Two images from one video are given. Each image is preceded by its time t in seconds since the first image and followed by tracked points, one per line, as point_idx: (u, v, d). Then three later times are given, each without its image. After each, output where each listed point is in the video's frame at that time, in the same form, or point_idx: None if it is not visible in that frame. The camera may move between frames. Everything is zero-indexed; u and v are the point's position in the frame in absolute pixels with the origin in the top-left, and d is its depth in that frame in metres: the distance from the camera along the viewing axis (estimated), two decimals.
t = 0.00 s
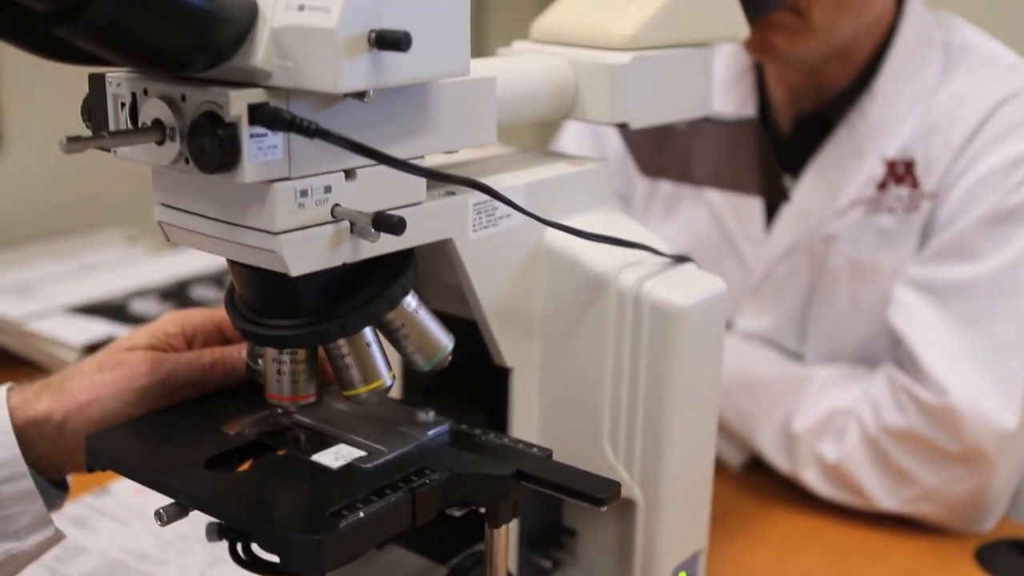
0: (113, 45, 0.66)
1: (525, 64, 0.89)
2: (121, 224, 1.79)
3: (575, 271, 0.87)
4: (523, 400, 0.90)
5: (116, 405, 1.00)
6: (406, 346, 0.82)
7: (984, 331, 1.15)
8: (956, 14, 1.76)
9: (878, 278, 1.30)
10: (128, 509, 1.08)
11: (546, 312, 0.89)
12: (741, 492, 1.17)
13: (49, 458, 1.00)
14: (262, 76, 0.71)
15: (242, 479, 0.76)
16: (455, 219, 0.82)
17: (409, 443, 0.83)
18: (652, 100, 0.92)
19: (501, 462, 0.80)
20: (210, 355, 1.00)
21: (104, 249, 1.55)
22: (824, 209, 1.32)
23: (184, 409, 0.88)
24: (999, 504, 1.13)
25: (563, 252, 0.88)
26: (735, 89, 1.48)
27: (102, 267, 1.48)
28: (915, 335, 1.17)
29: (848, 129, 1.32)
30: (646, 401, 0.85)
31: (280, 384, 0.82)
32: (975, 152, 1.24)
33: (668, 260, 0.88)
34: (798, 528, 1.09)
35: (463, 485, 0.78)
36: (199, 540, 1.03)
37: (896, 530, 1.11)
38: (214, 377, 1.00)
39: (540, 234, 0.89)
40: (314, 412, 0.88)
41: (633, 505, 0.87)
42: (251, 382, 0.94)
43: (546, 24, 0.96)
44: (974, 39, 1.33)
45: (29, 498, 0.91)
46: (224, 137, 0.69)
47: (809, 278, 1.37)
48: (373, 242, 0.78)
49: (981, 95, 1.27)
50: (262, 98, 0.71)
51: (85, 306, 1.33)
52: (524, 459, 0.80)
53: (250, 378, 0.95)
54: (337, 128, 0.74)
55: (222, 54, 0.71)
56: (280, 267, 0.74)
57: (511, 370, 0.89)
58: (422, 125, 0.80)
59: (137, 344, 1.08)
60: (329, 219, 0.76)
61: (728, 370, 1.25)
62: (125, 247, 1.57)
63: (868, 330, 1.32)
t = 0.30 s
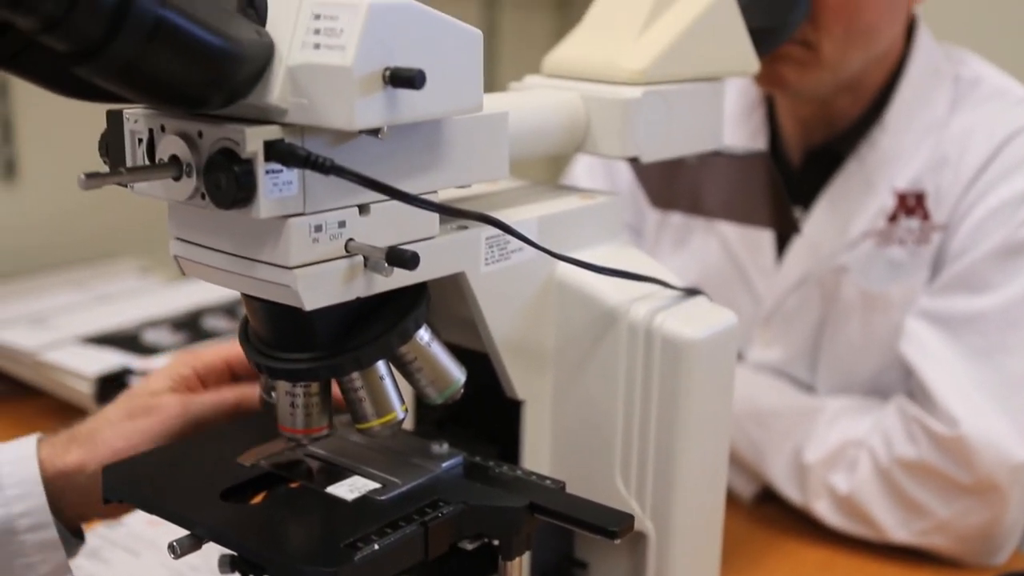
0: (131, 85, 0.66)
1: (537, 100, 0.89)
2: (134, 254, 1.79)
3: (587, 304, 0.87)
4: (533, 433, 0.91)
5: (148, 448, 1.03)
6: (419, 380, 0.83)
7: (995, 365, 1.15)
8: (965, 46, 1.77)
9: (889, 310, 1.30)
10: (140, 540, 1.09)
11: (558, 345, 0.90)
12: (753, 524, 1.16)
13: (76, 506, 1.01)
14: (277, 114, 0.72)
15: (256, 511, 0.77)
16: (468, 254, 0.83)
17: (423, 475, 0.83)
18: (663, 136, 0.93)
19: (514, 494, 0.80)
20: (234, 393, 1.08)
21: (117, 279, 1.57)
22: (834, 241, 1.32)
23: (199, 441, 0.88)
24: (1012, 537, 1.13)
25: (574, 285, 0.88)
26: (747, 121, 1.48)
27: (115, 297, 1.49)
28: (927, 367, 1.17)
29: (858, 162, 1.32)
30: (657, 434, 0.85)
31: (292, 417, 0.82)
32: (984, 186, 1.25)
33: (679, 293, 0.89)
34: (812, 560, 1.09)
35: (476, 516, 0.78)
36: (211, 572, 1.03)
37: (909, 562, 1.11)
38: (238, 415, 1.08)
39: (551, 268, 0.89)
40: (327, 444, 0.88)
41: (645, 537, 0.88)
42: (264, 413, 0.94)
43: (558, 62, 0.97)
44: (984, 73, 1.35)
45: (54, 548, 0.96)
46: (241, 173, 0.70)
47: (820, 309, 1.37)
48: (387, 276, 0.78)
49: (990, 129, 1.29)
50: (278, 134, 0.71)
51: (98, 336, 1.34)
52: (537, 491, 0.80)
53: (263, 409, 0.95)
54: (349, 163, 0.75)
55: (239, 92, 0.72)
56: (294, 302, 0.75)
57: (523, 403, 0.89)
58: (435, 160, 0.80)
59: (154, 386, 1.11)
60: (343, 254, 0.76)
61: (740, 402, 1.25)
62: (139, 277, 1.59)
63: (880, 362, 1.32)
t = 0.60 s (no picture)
0: (147, 117, 0.67)
1: (548, 128, 0.90)
2: (146, 276, 1.79)
3: (597, 330, 0.87)
4: (547, 457, 0.92)
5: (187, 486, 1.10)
6: (430, 406, 0.84)
7: (1006, 391, 1.16)
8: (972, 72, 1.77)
9: (900, 336, 1.31)
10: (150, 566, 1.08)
11: (569, 371, 0.90)
12: (763, 551, 1.13)
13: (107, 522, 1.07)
14: (291, 143, 0.73)
15: (270, 538, 0.77)
16: (479, 281, 0.83)
17: (436, 500, 0.84)
18: (672, 163, 0.94)
19: (528, 520, 0.80)
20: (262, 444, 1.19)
21: (129, 304, 1.57)
22: (844, 266, 1.33)
23: (212, 466, 0.89)
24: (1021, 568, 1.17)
25: (585, 312, 0.88)
26: (756, 148, 1.49)
27: (127, 321, 1.50)
28: (938, 392, 1.18)
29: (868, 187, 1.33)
30: (668, 461, 0.85)
31: (304, 443, 0.83)
32: (994, 212, 1.26)
33: (688, 320, 0.89)
34: None
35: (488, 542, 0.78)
36: None
37: None
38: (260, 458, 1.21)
39: (562, 295, 0.90)
40: (340, 470, 0.89)
41: (656, 564, 0.87)
42: (275, 438, 0.95)
43: (569, 90, 0.97)
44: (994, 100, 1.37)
45: None
46: (254, 201, 0.70)
47: (830, 334, 1.37)
48: (398, 303, 0.79)
49: (1000, 155, 1.30)
50: (291, 163, 0.72)
51: (109, 360, 1.35)
52: (550, 517, 0.81)
53: (274, 434, 0.96)
54: (362, 192, 0.75)
55: (252, 122, 0.72)
56: (306, 329, 0.75)
57: (534, 429, 0.91)
58: (446, 188, 0.81)
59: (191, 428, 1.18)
60: (356, 281, 0.77)
61: (751, 427, 1.25)
62: (150, 301, 1.60)
63: (890, 387, 1.33)
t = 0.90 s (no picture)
0: (167, 146, 0.68)
1: (560, 156, 0.91)
2: (159, 300, 1.79)
3: (609, 356, 0.88)
4: (554, 485, 0.91)
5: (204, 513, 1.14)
6: (442, 432, 0.84)
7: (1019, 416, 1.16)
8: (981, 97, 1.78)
9: (911, 361, 1.31)
10: None
11: (580, 397, 0.90)
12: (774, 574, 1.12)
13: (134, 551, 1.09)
14: (305, 171, 0.73)
15: (283, 563, 0.77)
16: (491, 307, 0.84)
17: (448, 526, 0.84)
18: (683, 191, 0.94)
19: (540, 547, 0.81)
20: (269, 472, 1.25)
21: (142, 327, 1.58)
22: (855, 292, 1.33)
23: (226, 491, 0.89)
24: None
25: (597, 338, 0.89)
26: (767, 173, 1.49)
27: (140, 344, 1.51)
28: (949, 418, 1.18)
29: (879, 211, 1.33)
30: (680, 488, 0.85)
31: (317, 468, 0.83)
32: (1006, 238, 1.27)
33: (699, 346, 0.89)
34: None
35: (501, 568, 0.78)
36: None
37: None
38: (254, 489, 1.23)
39: (573, 321, 0.90)
40: (352, 495, 0.89)
41: None
42: (287, 463, 0.95)
43: (580, 119, 0.98)
44: (1007, 125, 1.37)
45: None
46: (269, 229, 0.71)
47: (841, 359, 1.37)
48: (410, 330, 0.79)
49: (1010, 181, 1.30)
50: (305, 192, 0.73)
51: (122, 384, 1.35)
52: (562, 543, 0.81)
53: (287, 458, 0.96)
54: (376, 220, 0.76)
55: (268, 150, 0.73)
56: (320, 355, 0.76)
57: (546, 454, 0.91)
58: (458, 216, 0.81)
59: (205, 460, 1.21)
60: (369, 308, 0.77)
61: (761, 452, 1.25)
62: (162, 325, 1.60)
63: (901, 412, 1.33)
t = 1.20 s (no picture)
0: (178, 178, 0.69)
1: (567, 185, 0.91)
2: (166, 326, 1.80)
3: (615, 385, 0.88)
4: (563, 510, 0.92)
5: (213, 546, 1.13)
6: (450, 461, 0.84)
7: None
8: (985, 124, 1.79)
9: (918, 390, 1.31)
10: None
11: (586, 425, 0.91)
12: None
13: None
14: (314, 203, 0.74)
15: None
16: (498, 336, 0.84)
17: (457, 555, 0.84)
18: (690, 221, 0.95)
19: None
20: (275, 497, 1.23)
21: (149, 354, 1.59)
22: (861, 319, 1.33)
23: (235, 521, 0.89)
24: None
25: (604, 366, 0.89)
26: (773, 202, 1.50)
27: (147, 371, 1.51)
28: (957, 446, 1.18)
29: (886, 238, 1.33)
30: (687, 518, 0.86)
31: (325, 497, 0.83)
32: (1013, 265, 1.29)
33: (705, 374, 0.90)
34: None
35: None
36: None
37: None
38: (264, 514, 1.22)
39: (580, 349, 0.90)
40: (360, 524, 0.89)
41: None
42: (295, 492, 0.95)
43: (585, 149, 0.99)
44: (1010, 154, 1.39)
45: None
46: (278, 259, 0.71)
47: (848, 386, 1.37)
48: (418, 359, 0.80)
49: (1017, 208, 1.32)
50: (315, 223, 0.73)
51: (131, 411, 1.35)
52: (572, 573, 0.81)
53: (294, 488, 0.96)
54: (384, 251, 0.77)
55: (277, 182, 0.73)
56: (329, 385, 0.76)
57: (553, 482, 0.91)
58: (465, 247, 0.82)
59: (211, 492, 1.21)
60: (377, 337, 0.77)
61: (769, 479, 1.24)
62: (169, 352, 1.61)
63: (908, 440, 1.33)
